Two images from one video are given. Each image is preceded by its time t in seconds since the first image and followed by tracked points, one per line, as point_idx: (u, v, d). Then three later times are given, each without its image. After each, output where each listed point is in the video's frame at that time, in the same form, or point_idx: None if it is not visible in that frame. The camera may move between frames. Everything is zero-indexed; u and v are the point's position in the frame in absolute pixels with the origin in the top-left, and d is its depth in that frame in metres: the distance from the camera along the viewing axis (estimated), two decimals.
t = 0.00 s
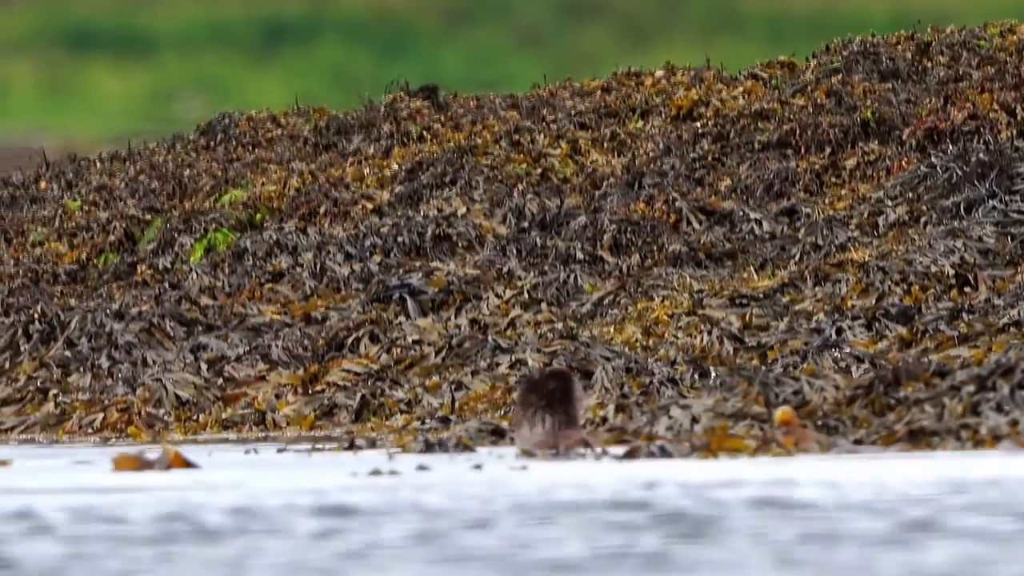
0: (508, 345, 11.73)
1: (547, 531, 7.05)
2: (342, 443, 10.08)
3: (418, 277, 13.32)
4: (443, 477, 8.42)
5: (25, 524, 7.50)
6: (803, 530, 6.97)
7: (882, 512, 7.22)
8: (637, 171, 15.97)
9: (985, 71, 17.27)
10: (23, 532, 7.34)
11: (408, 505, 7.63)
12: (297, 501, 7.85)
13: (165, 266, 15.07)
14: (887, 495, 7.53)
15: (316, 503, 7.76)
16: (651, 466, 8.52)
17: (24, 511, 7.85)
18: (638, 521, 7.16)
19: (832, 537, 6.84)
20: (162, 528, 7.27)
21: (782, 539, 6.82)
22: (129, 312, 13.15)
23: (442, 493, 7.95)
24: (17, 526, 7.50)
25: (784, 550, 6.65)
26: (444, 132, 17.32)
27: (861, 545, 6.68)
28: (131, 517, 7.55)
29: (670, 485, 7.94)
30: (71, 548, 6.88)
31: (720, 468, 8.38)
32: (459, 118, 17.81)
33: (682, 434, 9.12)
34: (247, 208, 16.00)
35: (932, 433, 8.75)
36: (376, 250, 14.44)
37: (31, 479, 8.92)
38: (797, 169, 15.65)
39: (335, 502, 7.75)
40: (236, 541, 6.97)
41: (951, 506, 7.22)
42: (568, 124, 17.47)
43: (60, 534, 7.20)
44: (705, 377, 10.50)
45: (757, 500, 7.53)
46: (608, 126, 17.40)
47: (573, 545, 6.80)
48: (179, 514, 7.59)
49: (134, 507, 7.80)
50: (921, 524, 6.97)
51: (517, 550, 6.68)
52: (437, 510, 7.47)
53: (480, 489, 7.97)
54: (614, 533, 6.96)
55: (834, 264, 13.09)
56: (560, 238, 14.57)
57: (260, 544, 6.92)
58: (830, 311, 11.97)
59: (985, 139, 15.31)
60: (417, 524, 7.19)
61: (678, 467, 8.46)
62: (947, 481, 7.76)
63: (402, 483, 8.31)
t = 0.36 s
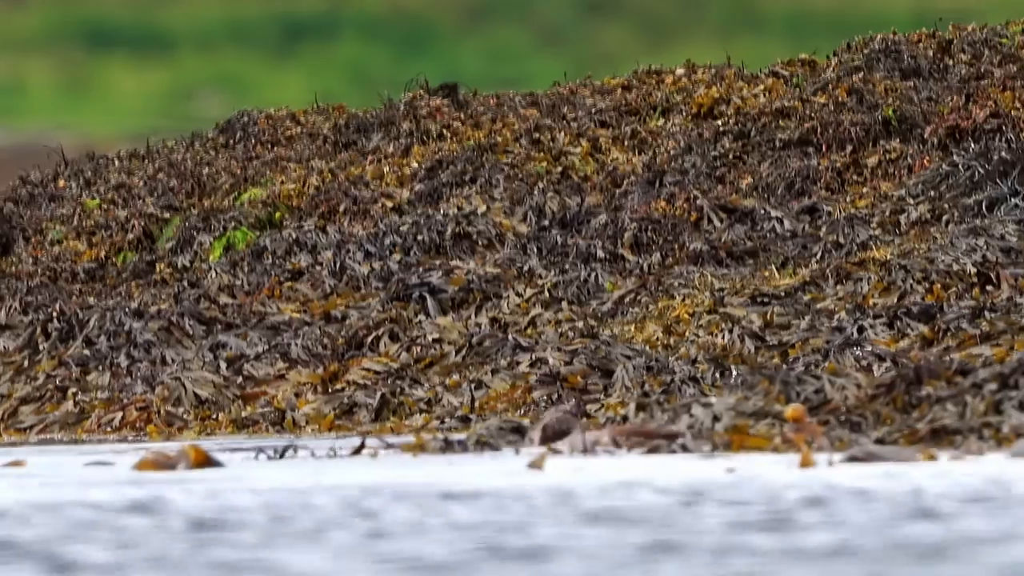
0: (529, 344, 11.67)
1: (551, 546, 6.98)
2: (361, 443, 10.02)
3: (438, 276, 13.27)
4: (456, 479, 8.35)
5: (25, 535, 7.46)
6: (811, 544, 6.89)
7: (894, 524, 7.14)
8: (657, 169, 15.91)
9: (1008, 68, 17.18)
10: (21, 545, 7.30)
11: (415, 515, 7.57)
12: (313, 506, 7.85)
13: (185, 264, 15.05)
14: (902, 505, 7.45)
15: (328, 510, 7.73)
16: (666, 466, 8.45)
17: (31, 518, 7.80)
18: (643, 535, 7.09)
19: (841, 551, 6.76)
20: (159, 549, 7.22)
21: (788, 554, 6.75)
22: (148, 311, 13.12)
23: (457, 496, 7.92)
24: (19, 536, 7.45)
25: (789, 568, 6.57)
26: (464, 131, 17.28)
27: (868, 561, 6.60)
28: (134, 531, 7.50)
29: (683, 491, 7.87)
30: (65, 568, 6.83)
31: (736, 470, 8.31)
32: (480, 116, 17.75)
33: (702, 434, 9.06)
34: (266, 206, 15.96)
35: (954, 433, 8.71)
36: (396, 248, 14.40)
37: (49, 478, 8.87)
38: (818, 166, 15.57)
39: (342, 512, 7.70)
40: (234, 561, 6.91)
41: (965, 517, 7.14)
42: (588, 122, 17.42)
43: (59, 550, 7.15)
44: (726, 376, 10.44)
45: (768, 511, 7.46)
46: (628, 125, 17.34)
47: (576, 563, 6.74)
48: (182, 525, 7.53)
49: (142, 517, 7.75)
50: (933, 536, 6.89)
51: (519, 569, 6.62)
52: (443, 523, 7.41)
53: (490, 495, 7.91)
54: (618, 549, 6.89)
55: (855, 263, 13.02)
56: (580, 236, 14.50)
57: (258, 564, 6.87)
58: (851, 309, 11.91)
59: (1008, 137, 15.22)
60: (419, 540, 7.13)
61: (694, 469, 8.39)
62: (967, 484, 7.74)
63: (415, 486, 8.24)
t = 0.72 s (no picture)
0: (550, 341, 11.61)
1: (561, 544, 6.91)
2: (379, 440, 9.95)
3: (459, 272, 13.22)
4: (472, 477, 8.28)
5: (32, 528, 7.41)
6: (822, 537, 6.84)
7: (913, 520, 7.06)
8: (679, 165, 15.83)
9: None
10: (25, 536, 7.24)
11: (425, 513, 7.51)
12: (331, 501, 7.84)
13: (205, 261, 15.03)
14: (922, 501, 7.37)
15: (346, 504, 7.72)
16: (684, 464, 8.38)
17: (40, 511, 7.76)
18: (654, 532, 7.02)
19: (856, 547, 6.68)
20: (165, 540, 7.16)
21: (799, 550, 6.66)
22: (168, 308, 13.09)
23: (476, 492, 7.90)
24: (26, 529, 7.41)
25: (797, 564, 6.48)
26: (485, 127, 17.23)
27: (879, 557, 6.52)
28: (143, 525, 7.45)
29: (697, 489, 7.78)
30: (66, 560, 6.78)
31: (755, 467, 8.23)
32: (501, 112, 17.69)
33: (724, 431, 9.01)
34: (287, 202, 15.93)
35: (978, 429, 8.68)
36: (417, 245, 14.35)
37: (67, 475, 8.85)
38: (841, 163, 15.47)
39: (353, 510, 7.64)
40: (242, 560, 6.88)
41: (983, 514, 7.09)
42: (610, 118, 17.36)
43: (63, 543, 7.10)
44: (748, 373, 10.37)
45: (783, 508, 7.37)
46: (650, 121, 17.27)
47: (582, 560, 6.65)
48: (190, 521, 7.48)
49: (152, 512, 7.70)
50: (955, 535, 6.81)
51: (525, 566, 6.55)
52: (451, 521, 7.34)
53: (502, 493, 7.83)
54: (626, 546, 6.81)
55: (878, 260, 12.94)
56: (602, 233, 14.44)
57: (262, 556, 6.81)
58: (874, 306, 11.83)
59: None
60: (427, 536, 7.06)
61: (712, 466, 8.31)
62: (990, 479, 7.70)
63: (430, 484, 8.18)
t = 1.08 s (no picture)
0: (569, 340, 11.55)
1: (570, 560, 6.86)
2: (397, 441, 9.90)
3: (478, 272, 13.17)
4: (485, 477, 8.22)
5: (43, 532, 7.38)
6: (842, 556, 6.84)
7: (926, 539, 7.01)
8: (699, 164, 15.75)
9: None
10: (36, 543, 7.21)
11: (435, 518, 7.46)
12: (350, 500, 7.82)
13: (223, 260, 15.00)
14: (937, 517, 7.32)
15: (366, 505, 7.70)
16: (706, 466, 8.35)
17: (52, 513, 7.73)
18: (663, 545, 6.96)
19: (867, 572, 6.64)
20: (172, 549, 7.12)
21: None
22: (186, 307, 13.06)
23: (496, 492, 7.87)
24: (41, 531, 7.39)
25: None
26: (504, 126, 17.18)
27: None
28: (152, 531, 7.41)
29: (718, 493, 7.75)
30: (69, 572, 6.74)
31: (770, 470, 8.17)
32: (520, 110, 17.63)
33: (745, 432, 8.95)
34: (305, 201, 15.89)
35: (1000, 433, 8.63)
36: (436, 244, 14.30)
37: (84, 475, 8.81)
38: (861, 162, 15.39)
39: (362, 512, 7.59)
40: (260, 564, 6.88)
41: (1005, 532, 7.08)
42: (629, 116, 17.29)
43: (73, 550, 7.07)
44: (768, 373, 10.30)
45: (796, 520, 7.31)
46: (670, 119, 17.20)
47: None
48: (200, 526, 7.44)
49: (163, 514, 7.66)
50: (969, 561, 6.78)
51: None
52: (471, 525, 7.33)
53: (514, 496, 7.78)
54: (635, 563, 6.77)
55: (898, 259, 12.87)
56: (622, 232, 14.38)
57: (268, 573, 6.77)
58: (895, 305, 11.75)
59: None
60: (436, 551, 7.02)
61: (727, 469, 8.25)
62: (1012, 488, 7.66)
63: (443, 484, 8.12)
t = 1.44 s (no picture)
0: (587, 340, 11.49)
1: (575, 550, 6.77)
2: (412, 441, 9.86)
3: (495, 271, 13.11)
4: (494, 479, 8.15)
5: (50, 529, 7.32)
6: (860, 541, 6.77)
7: (941, 526, 6.92)
8: (718, 163, 15.69)
9: None
10: (44, 538, 7.15)
11: (445, 515, 7.39)
12: (365, 499, 7.78)
13: (240, 259, 14.96)
14: (953, 508, 7.23)
15: (381, 503, 7.65)
16: (723, 466, 8.29)
17: (61, 512, 7.67)
18: (677, 537, 6.90)
19: (879, 554, 6.54)
20: (174, 543, 7.04)
21: (818, 560, 6.51)
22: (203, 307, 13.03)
23: (512, 491, 7.82)
24: (54, 527, 7.35)
25: (817, 574, 6.34)
26: (522, 125, 17.12)
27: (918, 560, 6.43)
28: (156, 526, 7.34)
29: (733, 491, 7.69)
30: (74, 562, 6.68)
31: (783, 471, 8.08)
32: (538, 109, 17.57)
33: (763, 433, 8.89)
34: (322, 200, 15.85)
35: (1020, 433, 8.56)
36: (453, 244, 14.24)
37: (97, 476, 8.76)
38: (880, 161, 15.31)
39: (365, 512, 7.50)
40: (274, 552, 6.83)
41: None
42: (648, 115, 17.23)
43: (86, 544, 7.03)
44: (787, 372, 10.24)
45: (804, 516, 7.20)
46: (688, 118, 17.13)
47: (595, 565, 6.52)
48: (204, 523, 7.36)
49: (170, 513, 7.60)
50: (981, 541, 6.68)
51: (537, 575, 6.39)
52: (484, 520, 7.27)
53: (523, 496, 7.70)
54: (638, 551, 6.66)
55: (917, 258, 12.79)
56: (640, 231, 14.31)
57: (265, 563, 6.67)
58: (914, 305, 11.68)
59: None
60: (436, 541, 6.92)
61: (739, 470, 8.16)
62: None
63: (450, 486, 8.04)
